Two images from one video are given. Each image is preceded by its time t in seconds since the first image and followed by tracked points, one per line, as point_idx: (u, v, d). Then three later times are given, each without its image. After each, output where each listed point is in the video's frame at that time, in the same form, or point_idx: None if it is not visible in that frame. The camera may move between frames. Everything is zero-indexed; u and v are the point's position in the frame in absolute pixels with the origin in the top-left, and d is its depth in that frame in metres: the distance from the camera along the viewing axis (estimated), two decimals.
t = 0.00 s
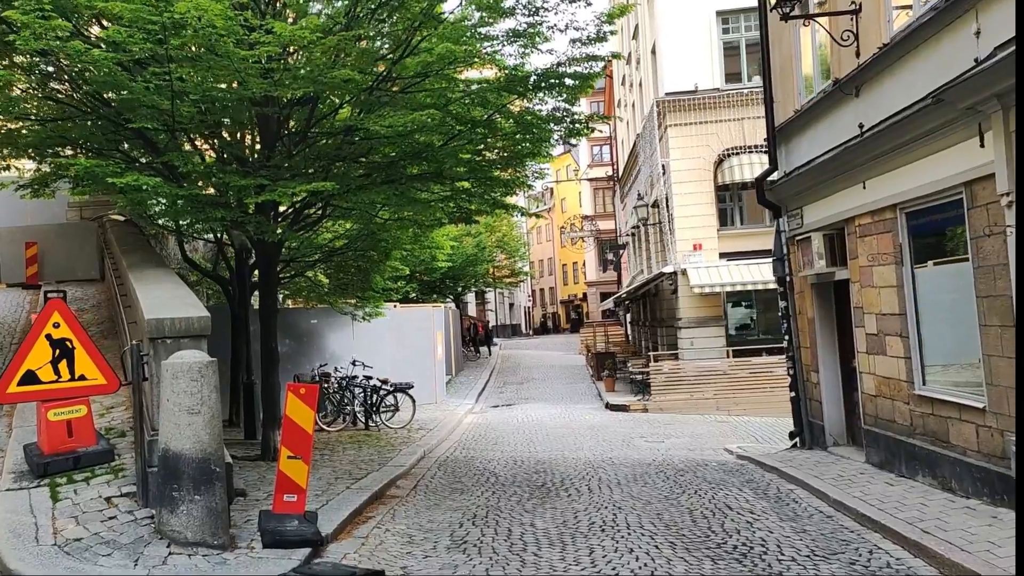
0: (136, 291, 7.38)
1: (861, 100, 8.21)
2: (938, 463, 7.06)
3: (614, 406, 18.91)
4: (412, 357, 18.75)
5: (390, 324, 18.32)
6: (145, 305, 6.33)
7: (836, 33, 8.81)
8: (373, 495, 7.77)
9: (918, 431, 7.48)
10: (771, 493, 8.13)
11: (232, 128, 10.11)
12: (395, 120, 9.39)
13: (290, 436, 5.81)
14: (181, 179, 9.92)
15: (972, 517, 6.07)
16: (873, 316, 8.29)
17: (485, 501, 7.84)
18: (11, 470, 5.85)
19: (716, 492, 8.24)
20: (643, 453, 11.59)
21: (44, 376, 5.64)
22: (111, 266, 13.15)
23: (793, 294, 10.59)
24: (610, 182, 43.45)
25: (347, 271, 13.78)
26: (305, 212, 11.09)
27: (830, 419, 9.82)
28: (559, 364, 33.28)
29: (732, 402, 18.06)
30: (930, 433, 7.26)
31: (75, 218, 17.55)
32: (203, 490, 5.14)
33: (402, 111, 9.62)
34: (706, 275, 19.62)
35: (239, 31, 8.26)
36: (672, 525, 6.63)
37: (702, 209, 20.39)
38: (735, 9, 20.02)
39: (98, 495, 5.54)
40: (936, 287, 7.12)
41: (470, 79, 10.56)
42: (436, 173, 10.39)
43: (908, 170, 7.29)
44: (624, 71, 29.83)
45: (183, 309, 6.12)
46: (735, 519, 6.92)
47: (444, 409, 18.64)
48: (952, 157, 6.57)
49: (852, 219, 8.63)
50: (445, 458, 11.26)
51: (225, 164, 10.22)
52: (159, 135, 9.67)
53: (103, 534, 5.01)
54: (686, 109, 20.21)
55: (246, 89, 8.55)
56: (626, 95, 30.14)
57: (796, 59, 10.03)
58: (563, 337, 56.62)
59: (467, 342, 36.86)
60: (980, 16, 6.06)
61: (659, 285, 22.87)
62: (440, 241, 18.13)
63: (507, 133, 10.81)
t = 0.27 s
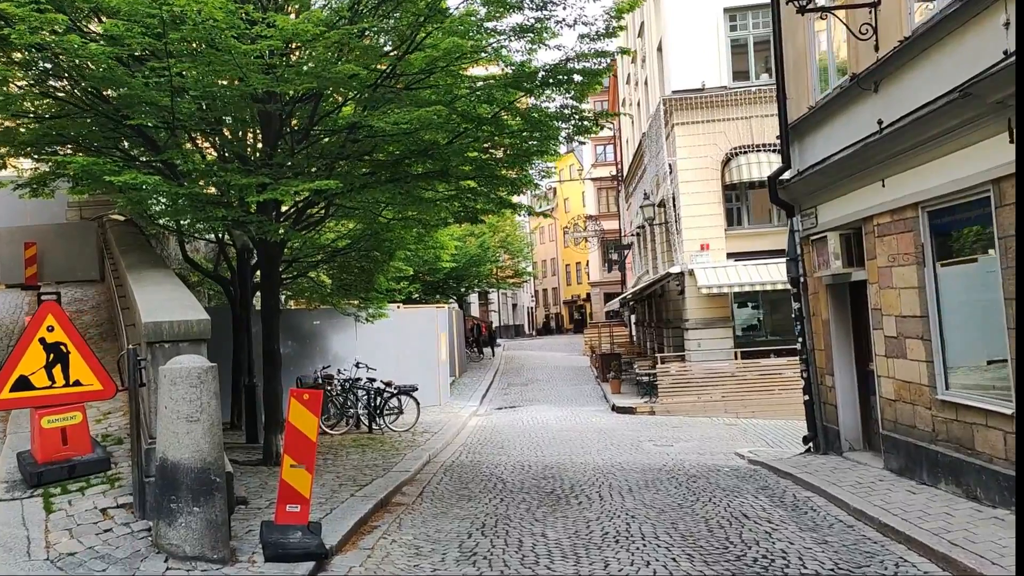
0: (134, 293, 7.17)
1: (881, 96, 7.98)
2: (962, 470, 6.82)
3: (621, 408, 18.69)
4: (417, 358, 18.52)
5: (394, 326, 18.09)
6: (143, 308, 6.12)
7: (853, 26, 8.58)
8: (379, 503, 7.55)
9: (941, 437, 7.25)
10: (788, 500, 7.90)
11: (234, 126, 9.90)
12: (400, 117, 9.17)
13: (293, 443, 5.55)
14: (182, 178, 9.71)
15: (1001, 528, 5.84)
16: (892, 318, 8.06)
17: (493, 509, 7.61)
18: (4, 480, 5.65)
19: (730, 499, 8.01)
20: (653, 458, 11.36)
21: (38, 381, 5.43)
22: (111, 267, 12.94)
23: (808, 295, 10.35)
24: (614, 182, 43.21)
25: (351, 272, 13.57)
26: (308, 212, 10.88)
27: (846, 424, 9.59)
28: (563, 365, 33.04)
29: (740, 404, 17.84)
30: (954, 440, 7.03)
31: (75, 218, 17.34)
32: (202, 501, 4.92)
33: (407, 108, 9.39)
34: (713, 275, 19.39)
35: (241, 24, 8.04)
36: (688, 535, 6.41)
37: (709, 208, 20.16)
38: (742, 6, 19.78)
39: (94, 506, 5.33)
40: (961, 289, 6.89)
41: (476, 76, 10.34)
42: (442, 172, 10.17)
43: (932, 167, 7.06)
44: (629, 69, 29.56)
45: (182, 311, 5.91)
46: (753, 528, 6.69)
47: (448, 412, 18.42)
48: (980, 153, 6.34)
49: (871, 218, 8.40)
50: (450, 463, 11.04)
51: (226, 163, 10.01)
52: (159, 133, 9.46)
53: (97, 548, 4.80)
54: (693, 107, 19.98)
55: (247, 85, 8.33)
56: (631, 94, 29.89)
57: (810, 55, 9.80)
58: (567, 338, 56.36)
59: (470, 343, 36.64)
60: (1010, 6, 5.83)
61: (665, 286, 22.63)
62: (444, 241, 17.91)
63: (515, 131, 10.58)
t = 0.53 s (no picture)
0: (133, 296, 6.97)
1: (902, 92, 7.77)
2: (988, 479, 6.61)
3: (627, 410, 18.47)
4: (421, 360, 18.31)
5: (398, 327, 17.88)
6: (143, 311, 5.93)
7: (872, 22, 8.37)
8: (385, 511, 7.34)
9: (965, 444, 7.03)
10: (805, 508, 7.68)
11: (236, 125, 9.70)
12: (405, 115, 8.96)
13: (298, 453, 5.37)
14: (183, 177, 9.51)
15: None
16: (912, 321, 7.84)
17: (502, 517, 7.40)
18: None
19: (746, 507, 7.80)
20: (663, 463, 11.14)
21: (33, 389, 5.24)
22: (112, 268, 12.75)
23: (821, 297, 10.14)
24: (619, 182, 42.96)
25: (355, 273, 13.37)
26: (311, 212, 10.67)
27: (862, 429, 9.37)
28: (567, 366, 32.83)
29: (748, 407, 17.61)
30: (979, 447, 6.81)
31: (75, 219, 17.13)
32: (203, 514, 4.72)
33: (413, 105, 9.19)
34: (720, 275, 19.17)
35: (243, 20, 7.83)
36: (705, 546, 6.19)
37: (716, 208, 19.93)
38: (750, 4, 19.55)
39: (91, 518, 5.13)
40: (986, 292, 6.67)
41: (483, 74, 10.12)
42: (448, 171, 9.95)
43: (956, 165, 6.85)
44: (634, 68, 29.30)
45: (182, 315, 5.71)
46: (772, 539, 6.48)
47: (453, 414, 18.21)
48: (1008, 151, 6.13)
49: (890, 218, 8.18)
50: (457, 468, 10.83)
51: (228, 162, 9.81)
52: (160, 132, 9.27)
53: (94, 562, 4.60)
54: (700, 106, 19.75)
55: (250, 82, 8.13)
56: (636, 93, 29.66)
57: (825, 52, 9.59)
58: (570, 339, 56.12)
59: (474, 344, 36.43)
60: None
61: (671, 287, 22.41)
62: (449, 242, 17.70)
63: (522, 129, 10.36)
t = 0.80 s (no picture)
0: (131, 293, 6.79)
1: (918, 83, 7.58)
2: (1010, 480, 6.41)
3: (632, 410, 18.28)
4: (423, 359, 18.12)
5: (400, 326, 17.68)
6: (141, 307, 5.75)
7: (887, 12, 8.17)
8: (389, 513, 7.15)
9: (986, 445, 6.84)
10: (820, 510, 7.49)
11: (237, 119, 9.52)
12: (409, 109, 8.78)
13: (299, 453, 5.17)
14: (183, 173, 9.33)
15: None
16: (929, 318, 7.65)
17: (509, 519, 7.21)
18: None
19: (759, 509, 7.61)
20: (671, 463, 10.95)
21: (26, 387, 5.06)
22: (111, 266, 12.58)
23: (833, 294, 9.94)
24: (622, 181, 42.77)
25: (358, 271, 13.18)
26: (313, 208, 10.49)
27: (875, 429, 9.17)
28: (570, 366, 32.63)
29: (755, 407, 17.41)
30: (1001, 448, 6.61)
31: (75, 217, 16.94)
32: (201, 517, 4.53)
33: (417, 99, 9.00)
34: (726, 274, 18.97)
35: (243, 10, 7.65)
36: (720, 549, 6.00)
37: (721, 206, 19.74)
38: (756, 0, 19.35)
39: (86, 521, 4.95)
40: (1008, 287, 6.47)
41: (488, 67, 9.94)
42: (452, 166, 9.76)
43: (977, 158, 6.66)
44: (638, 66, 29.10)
45: (181, 311, 5.52)
46: (788, 542, 6.29)
47: (456, 414, 18.02)
48: None
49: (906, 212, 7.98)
50: (461, 469, 10.64)
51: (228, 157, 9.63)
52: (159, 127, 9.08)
53: (88, 567, 4.42)
54: (705, 103, 19.55)
55: (250, 74, 7.95)
56: (639, 91, 29.47)
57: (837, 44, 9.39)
58: (573, 338, 55.92)
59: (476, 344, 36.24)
60: None
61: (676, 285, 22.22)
62: (452, 240, 17.50)
63: (528, 124, 10.17)
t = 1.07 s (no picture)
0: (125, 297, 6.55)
1: (940, 78, 7.31)
2: None
3: (638, 413, 18.02)
4: (426, 361, 17.86)
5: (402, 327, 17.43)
6: (134, 312, 5.50)
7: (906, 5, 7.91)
8: (393, 525, 6.89)
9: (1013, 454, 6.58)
10: (839, 521, 7.23)
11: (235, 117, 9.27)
12: (413, 107, 8.51)
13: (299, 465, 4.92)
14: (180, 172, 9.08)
15: None
16: (952, 321, 7.39)
17: (517, 531, 6.95)
18: None
19: (775, 519, 7.35)
20: (681, 469, 10.71)
21: (14, 398, 4.82)
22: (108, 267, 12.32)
23: (848, 296, 9.69)
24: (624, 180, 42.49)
25: (359, 272, 12.93)
26: (314, 209, 10.23)
27: (892, 435, 8.92)
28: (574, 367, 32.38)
29: (763, 410, 17.13)
30: None
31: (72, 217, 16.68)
32: (196, 536, 4.29)
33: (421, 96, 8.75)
34: (732, 275, 18.71)
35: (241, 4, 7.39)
36: (739, 565, 5.75)
37: (728, 206, 19.47)
38: None
39: (76, 538, 4.71)
40: None
41: (493, 64, 9.68)
42: (457, 165, 9.51)
43: (1004, 155, 6.39)
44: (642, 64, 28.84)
45: (175, 317, 5.27)
46: (808, 556, 6.03)
47: (459, 417, 17.76)
48: None
49: (927, 212, 7.72)
50: (465, 475, 10.39)
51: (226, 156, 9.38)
52: (156, 125, 8.83)
53: None
54: (711, 101, 19.29)
55: (249, 70, 7.69)
56: (643, 90, 29.19)
57: (852, 39, 9.14)
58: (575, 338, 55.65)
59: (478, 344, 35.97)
60: None
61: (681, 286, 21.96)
62: (455, 240, 17.23)
63: (535, 122, 9.90)
